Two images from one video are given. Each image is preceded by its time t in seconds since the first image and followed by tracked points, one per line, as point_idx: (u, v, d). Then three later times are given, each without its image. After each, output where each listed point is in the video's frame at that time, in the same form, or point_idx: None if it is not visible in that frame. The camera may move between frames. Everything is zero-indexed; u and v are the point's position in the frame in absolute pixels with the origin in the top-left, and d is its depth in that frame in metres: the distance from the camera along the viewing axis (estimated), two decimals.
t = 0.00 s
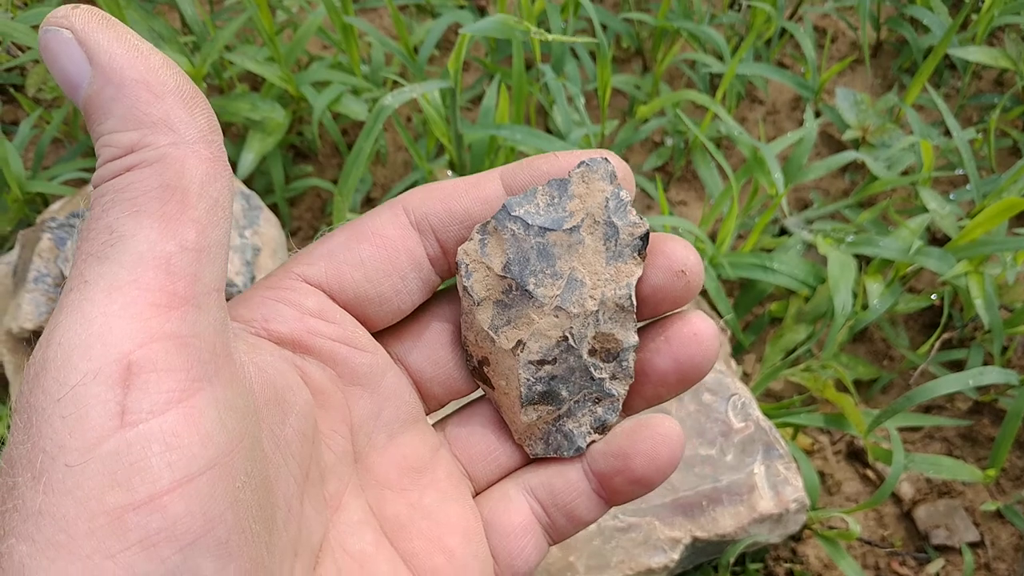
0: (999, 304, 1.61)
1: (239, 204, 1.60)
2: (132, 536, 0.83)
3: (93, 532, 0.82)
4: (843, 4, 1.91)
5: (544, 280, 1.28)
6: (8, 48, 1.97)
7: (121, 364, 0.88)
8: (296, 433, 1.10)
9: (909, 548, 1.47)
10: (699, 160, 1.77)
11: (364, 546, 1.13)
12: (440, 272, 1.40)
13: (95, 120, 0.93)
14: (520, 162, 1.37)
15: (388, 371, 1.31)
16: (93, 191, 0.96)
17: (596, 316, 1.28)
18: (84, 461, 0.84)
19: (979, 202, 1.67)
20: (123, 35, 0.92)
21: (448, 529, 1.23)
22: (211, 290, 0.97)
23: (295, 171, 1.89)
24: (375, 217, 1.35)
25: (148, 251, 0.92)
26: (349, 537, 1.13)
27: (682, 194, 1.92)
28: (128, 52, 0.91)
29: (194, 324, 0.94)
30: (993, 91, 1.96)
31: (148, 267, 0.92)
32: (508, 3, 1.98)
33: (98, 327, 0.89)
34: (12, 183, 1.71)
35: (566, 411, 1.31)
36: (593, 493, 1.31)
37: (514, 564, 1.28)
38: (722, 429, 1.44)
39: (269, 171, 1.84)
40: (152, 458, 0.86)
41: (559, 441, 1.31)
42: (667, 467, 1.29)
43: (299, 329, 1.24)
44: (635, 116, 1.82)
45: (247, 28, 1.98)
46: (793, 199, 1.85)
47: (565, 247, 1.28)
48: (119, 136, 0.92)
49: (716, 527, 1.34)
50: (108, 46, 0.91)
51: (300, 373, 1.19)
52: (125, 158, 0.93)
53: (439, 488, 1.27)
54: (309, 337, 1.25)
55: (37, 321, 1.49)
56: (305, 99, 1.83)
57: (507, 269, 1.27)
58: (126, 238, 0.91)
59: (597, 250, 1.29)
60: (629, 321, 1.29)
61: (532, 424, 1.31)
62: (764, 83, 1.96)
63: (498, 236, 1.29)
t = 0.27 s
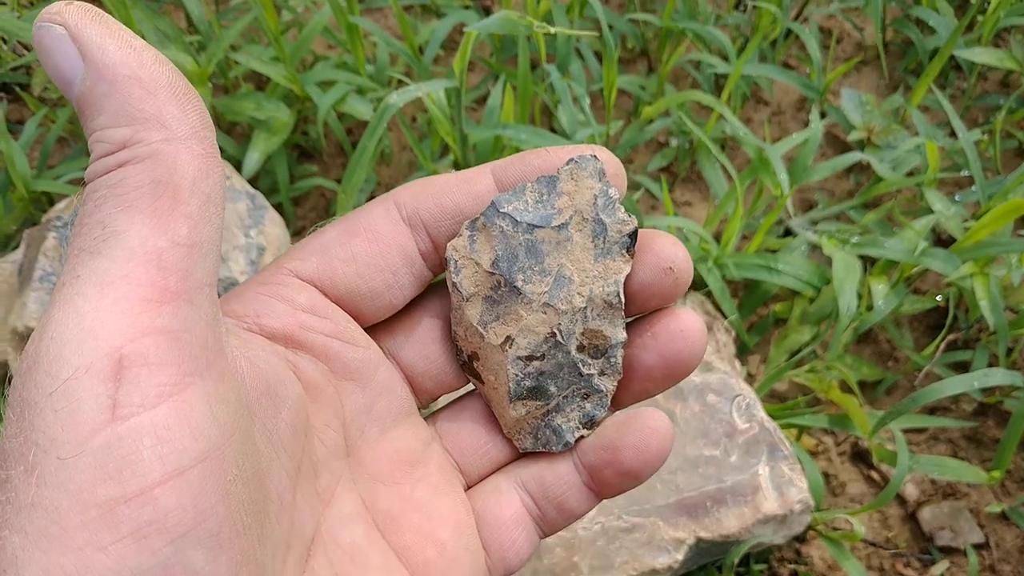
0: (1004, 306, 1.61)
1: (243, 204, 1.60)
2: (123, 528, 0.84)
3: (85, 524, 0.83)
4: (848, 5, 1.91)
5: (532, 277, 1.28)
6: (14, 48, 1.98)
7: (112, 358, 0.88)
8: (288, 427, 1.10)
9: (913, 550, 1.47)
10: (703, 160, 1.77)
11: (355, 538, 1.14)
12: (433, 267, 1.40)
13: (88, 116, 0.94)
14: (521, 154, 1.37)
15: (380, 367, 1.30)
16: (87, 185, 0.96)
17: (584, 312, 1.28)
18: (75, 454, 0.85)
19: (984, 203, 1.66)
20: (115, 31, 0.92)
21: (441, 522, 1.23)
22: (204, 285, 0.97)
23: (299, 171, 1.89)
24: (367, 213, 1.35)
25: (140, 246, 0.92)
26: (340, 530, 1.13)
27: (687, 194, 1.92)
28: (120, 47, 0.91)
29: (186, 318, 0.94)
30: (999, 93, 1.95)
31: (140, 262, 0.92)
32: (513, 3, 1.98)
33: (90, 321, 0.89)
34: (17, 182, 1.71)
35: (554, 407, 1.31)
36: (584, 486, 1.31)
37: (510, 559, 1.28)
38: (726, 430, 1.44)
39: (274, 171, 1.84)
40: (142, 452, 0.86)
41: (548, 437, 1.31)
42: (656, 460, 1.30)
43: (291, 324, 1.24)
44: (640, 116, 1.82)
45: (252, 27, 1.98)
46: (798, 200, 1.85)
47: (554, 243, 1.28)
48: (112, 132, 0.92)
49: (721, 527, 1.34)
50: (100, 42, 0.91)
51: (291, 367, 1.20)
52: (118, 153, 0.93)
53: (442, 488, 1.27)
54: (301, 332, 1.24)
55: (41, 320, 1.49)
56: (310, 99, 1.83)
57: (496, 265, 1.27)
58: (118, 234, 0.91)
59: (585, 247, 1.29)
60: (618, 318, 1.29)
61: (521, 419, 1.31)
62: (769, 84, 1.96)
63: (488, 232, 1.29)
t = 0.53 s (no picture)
0: (1001, 303, 1.61)
1: (244, 200, 1.61)
2: (135, 523, 0.85)
3: (98, 519, 0.84)
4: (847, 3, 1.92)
5: (539, 275, 1.28)
6: (15, 44, 1.98)
7: (125, 354, 0.89)
8: (296, 423, 1.11)
9: (909, 546, 1.48)
10: (702, 158, 1.78)
11: (360, 533, 1.15)
12: (440, 265, 1.40)
13: (104, 111, 0.94)
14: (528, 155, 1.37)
15: (386, 362, 1.31)
16: (100, 180, 0.97)
17: (590, 311, 1.29)
18: (89, 449, 0.85)
19: (981, 202, 1.67)
20: (132, 28, 0.92)
21: (443, 517, 1.24)
22: (216, 282, 0.97)
23: (300, 167, 1.90)
24: (375, 210, 1.36)
25: (153, 243, 0.92)
26: (345, 524, 1.14)
27: (686, 192, 1.93)
28: (137, 44, 0.92)
29: (198, 315, 0.94)
30: (996, 91, 1.96)
31: (154, 258, 0.92)
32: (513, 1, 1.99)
33: (104, 317, 0.90)
34: (19, 178, 1.72)
35: (558, 404, 1.32)
36: (587, 480, 1.32)
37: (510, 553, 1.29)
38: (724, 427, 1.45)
39: (274, 167, 1.85)
40: (155, 448, 0.87)
41: (552, 434, 1.32)
42: (660, 455, 1.31)
43: (299, 320, 1.25)
44: (639, 115, 1.83)
45: (252, 24, 1.99)
46: (796, 198, 1.86)
47: (561, 242, 1.29)
48: (127, 128, 0.93)
49: (718, 523, 1.35)
50: (118, 38, 0.91)
51: (300, 363, 1.20)
52: (133, 149, 0.93)
53: (444, 483, 1.28)
54: (309, 328, 1.25)
55: (43, 315, 1.50)
56: (310, 96, 1.84)
57: (503, 263, 1.28)
58: (132, 230, 0.92)
59: (592, 247, 1.29)
60: (623, 317, 1.30)
61: (525, 416, 1.32)
62: (767, 82, 1.96)
63: (495, 231, 1.29)
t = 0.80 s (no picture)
0: (1001, 304, 1.62)
1: (246, 200, 1.62)
2: (134, 520, 0.85)
3: (96, 515, 0.84)
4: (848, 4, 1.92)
5: (536, 276, 1.29)
6: (19, 44, 1.99)
7: (125, 351, 0.89)
8: (293, 421, 1.12)
9: (908, 546, 1.48)
10: (703, 159, 1.78)
11: (355, 531, 1.16)
12: (437, 265, 1.40)
13: (106, 108, 0.94)
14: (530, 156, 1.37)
15: (382, 362, 1.31)
16: (100, 177, 0.97)
17: (585, 312, 1.29)
18: (88, 445, 0.86)
19: (982, 203, 1.68)
20: (136, 25, 0.93)
21: (440, 516, 1.25)
22: (215, 280, 0.98)
23: (302, 167, 1.90)
24: (374, 209, 1.36)
25: (154, 240, 0.93)
26: (340, 523, 1.15)
27: (687, 192, 1.93)
28: (140, 42, 0.92)
29: (197, 313, 0.95)
30: (998, 92, 1.96)
31: (154, 256, 0.93)
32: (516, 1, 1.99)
33: (104, 314, 0.90)
34: (22, 177, 1.73)
35: (553, 405, 1.33)
36: (581, 481, 1.33)
37: (505, 553, 1.30)
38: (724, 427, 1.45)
39: (277, 167, 1.86)
40: (154, 445, 0.88)
41: (546, 434, 1.33)
42: (655, 457, 1.32)
43: (296, 317, 1.25)
44: (640, 115, 1.84)
45: (255, 24, 2.00)
46: (797, 199, 1.86)
47: (558, 243, 1.29)
48: (129, 125, 0.93)
49: (718, 523, 1.35)
50: (121, 36, 0.91)
51: (297, 361, 1.21)
52: (134, 147, 0.93)
53: (444, 482, 1.28)
54: (306, 326, 1.25)
55: (47, 313, 1.51)
56: (313, 96, 1.85)
57: (500, 264, 1.28)
58: (133, 228, 0.93)
59: (589, 248, 1.30)
60: (618, 319, 1.31)
61: (520, 416, 1.33)
62: (768, 83, 1.97)
63: (493, 231, 1.29)
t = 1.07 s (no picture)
0: (1002, 303, 1.62)
1: (249, 199, 1.62)
2: (139, 511, 0.86)
3: (102, 506, 0.85)
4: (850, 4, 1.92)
5: (539, 271, 1.29)
6: (22, 43, 2.00)
7: (131, 343, 0.90)
8: (295, 414, 1.12)
9: (909, 545, 1.49)
10: (705, 159, 1.78)
11: (357, 524, 1.17)
12: (440, 260, 1.41)
13: (111, 102, 0.95)
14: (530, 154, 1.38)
15: (384, 355, 1.31)
16: (106, 171, 0.97)
17: (588, 307, 1.30)
18: (94, 437, 0.86)
19: (983, 202, 1.68)
20: (142, 19, 0.93)
21: (440, 508, 1.25)
22: (220, 273, 0.99)
23: (305, 166, 1.91)
24: (378, 204, 1.37)
25: (159, 233, 0.93)
26: (341, 514, 1.16)
27: (689, 192, 1.93)
28: (146, 36, 0.93)
29: (202, 306, 0.96)
30: (999, 92, 1.97)
31: (159, 249, 0.93)
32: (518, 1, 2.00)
33: (109, 306, 0.91)
34: (25, 175, 1.73)
35: (554, 398, 1.33)
36: (581, 473, 1.33)
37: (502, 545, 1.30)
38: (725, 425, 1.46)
39: (279, 166, 1.86)
40: (159, 437, 0.88)
41: (547, 428, 1.33)
42: (655, 449, 1.32)
43: (299, 310, 1.25)
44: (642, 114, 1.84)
45: (258, 23, 2.00)
46: (798, 198, 1.87)
47: (561, 239, 1.30)
48: (134, 119, 0.94)
49: (719, 521, 1.36)
50: (127, 29, 0.92)
51: (300, 355, 1.21)
52: (139, 140, 0.94)
53: (447, 479, 1.29)
54: (309, 319, 1.25)
55: (50, 312, 1.52)
56: (315, 95, 1.85)
57: (503, 258, 1.29)
58: (138, 221, 0.93)
59: (592, 244, 1.30)
60: (620, 314, 1.31)
61: (521, 409, 1.33)
62: (770, 83, 1.97)
63: (496, 226, 1.30)
